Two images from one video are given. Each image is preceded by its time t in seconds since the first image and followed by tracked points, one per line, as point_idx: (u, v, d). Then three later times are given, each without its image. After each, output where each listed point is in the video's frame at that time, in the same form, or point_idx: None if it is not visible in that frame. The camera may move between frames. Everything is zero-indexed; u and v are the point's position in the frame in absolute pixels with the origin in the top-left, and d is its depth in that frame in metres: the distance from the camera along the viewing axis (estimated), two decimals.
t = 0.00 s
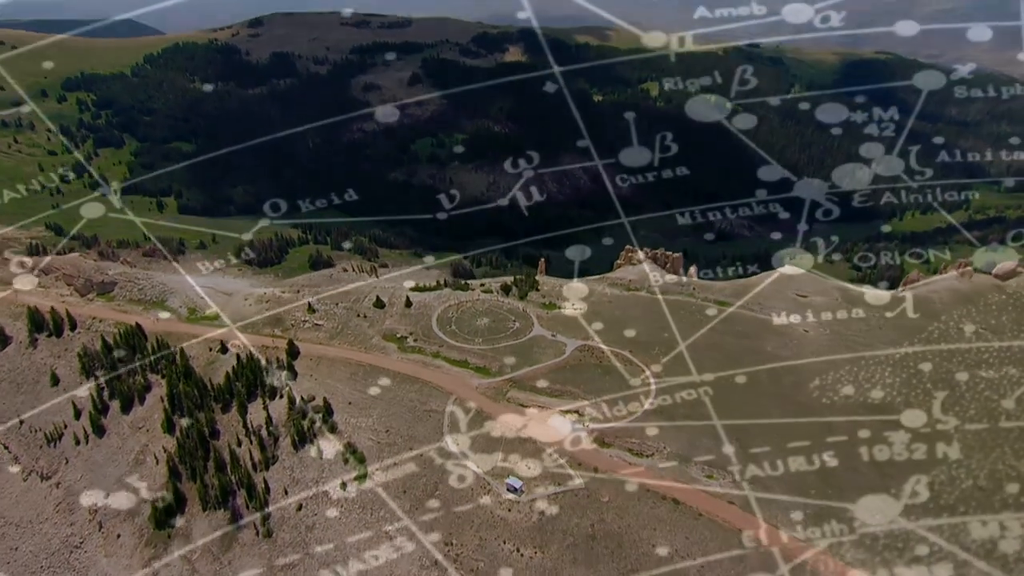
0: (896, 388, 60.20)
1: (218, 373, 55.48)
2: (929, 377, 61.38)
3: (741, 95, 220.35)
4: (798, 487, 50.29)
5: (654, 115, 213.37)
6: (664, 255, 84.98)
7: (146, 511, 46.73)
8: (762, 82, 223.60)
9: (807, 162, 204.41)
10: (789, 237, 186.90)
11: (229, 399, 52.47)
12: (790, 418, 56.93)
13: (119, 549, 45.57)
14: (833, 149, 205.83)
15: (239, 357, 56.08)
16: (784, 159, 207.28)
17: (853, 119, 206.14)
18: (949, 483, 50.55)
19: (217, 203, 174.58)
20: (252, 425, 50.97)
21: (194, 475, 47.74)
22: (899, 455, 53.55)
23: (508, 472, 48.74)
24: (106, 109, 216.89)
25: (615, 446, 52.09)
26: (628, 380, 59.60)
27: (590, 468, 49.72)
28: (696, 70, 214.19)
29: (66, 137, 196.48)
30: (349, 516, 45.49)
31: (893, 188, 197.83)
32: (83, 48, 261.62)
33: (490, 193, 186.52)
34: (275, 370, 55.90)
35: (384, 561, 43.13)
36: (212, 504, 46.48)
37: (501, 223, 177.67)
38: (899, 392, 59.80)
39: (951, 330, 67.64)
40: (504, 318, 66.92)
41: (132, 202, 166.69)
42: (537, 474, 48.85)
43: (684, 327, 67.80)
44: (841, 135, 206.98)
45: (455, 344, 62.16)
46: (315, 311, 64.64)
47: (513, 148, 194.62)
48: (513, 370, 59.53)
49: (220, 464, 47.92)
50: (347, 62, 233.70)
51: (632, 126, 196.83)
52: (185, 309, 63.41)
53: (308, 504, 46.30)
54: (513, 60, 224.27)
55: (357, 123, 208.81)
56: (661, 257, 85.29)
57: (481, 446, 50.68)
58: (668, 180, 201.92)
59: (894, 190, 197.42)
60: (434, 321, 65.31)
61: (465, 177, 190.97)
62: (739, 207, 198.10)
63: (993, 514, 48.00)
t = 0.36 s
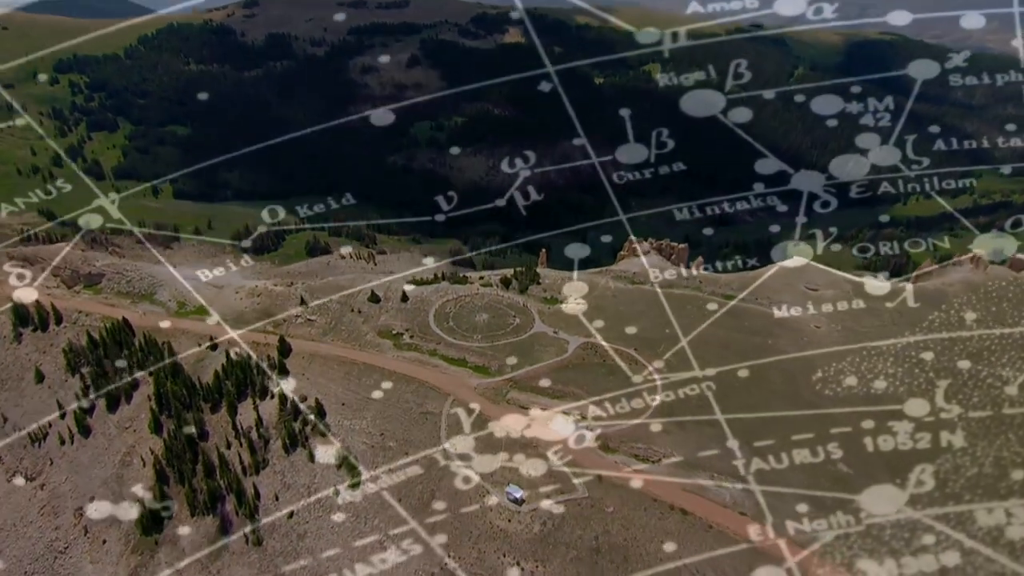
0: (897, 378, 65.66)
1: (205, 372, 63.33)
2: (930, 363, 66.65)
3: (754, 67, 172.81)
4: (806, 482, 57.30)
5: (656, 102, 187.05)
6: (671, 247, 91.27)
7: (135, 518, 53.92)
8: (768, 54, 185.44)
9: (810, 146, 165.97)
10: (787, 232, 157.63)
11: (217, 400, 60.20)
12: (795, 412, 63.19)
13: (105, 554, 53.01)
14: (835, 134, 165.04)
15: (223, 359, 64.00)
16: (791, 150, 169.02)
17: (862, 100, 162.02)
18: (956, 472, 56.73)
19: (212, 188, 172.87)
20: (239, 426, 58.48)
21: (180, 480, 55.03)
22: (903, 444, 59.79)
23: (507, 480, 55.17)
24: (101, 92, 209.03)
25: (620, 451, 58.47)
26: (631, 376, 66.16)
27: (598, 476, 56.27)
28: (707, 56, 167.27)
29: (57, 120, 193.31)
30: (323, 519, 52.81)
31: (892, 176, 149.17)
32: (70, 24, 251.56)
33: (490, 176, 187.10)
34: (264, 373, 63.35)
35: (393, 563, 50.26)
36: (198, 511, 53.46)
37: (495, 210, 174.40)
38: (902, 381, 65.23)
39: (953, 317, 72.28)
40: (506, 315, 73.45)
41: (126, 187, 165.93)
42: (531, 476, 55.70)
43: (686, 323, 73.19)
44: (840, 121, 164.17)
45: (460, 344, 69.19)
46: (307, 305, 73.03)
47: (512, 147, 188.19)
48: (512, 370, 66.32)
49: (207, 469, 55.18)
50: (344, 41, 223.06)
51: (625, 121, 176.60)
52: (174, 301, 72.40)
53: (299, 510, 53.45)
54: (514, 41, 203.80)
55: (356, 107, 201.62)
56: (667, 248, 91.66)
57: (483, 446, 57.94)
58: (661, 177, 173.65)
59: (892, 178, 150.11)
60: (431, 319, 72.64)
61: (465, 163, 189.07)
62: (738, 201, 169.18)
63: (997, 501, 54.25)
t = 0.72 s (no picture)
0: (898, 368, 78.47)
1: (196, 373, 75.97)
2: (930, 356, 79.54)
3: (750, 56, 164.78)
4: (821, 474, 69.38)
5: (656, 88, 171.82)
6: (681, 238, 101.80)
7: (124, 526, 65.41)
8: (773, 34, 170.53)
9: (819, 129, 147.26)
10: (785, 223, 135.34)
11: (209, 401, 72.81)
12: (800, 404, 75.45)
13: (94, 558, 64.61)
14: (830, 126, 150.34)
15: (212, 363, 76.22)
16: (800, 134, 148.92)
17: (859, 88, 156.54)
18: (962, 460, 69.93)
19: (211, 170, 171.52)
20: (231, 428, 70.75)
21: (171, 482, 67.12)
22: (907, 433, 72.68)
23: (508, 490, 65.83)
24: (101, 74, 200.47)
25: (629, 457, 69.12)
26: (633, 367, 77.86)
27: (607, 487, 66.47)
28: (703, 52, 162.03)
29: (55, 100, 190.10)
30: (319, 527, 63.82)
31: (889, 166, 143.25)
32: None
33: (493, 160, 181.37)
34: (253, 379, 74.78)
35: (404, 564, 61.24)
36: (190, 514, 65.15)
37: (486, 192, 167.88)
38: (903, 371, 78.07)
39: (954, 305, 85.81)
40: (512, 313, 84.49)
41: (126, 169, 166.74)
42: (536, 492, 65.70)
43: (687, 320, 84.27)
44: (836, 111, 149.53)
45: (462, 343, 80.41)
46: (304, 301, 86.37)
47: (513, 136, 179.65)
48: (518, 372, 77.10)
49: (200, 471, 66.98)
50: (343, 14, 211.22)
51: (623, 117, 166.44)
52: (167, 296, 86.27)
53: (295, 510, 64.97)
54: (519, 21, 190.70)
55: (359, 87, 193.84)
56: (677, 238, 102.26)
57: (487, 447, 69.32)
58: (659, 174, 158.70)
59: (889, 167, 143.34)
60: (432, 316, 84.09)
61: (468, 146, 183.83)
62: (735, 195, 152.28)
63: (999, 488, 67.55)
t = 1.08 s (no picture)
0: (901, 358, 76.74)
1: (186, 373, 75.90)
2: (932, 344, 77.80)
3: (751, 44, 155.12)
4: (824, 465, 68.43)
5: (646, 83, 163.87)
6: (689, 230, 99.83)
7: (112, 534, 65.63)
8: (786, 19, 162.88)
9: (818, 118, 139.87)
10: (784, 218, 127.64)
11: (199, 403, 72.81)
12: (802, 396, 73.89)
13: (81, 565, 64.86)
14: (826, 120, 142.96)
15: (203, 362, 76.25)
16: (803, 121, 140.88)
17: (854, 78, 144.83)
18: (967, 449, 68.91)
19: (208, 153, 169.49)
20: (221, 431, 70.55)
21: (160, 487, 67.28)
22: (911, 423, 71.38)
23: (511, 502, 64.52)
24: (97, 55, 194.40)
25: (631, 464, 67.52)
26: (634, 366, 76.21)
27: (612, 497, 65.14)
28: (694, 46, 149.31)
29: (50, 80, 186.65)
30: (311, 538, 63.46)
31: (885, 156, 134.52)
32: None
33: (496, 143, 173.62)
34: (244, 378, 74.45)
35: (411, 568, 61.21)
36: (178, 521, 65.20)
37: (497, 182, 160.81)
38: (905, 361, 76.41)
39: (954, 292, 83.60)
40: (514, 310, 82.62)
41: (124, 152, 164.95)
42: (540, 493, 65.07)
43: (686, 313, 82.43)
44: (831, 103, 141.46)
45: (461, 342, 78.68)
46: (298, 296, 85.01)
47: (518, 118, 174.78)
48: (519, 373, 75.52)
49: (189, 477, 67.15)
50: None
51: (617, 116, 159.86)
52: (159, 290, 86.44)
53: (286, 522, 64.49)
54: None
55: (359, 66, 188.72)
56: (684, 230, 100.17)
57: (487, 449, 68.40)
58: (656, 169, 149.75)
59: (885, 159, 134.21)
60: (432, 314, 82.38)
61: (470, 129, 177.42)
62: (731, 189, 140.52)
63: (1005, 475, 66.81)
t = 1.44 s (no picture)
0: (902, 348, 75.41)
1: (174, 373, 74.59)
2: (933, 333, 76.53)
3: (758, 25, 159.90)
4: (827, 457, 67.12)
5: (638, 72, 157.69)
6: (696, 222, 98.01)
7: (97, 542, 64.29)
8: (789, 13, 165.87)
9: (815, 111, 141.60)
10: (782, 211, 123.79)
11: (189, 405, 71.58)
12: (803, 388, 72.45)
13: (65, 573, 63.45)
14: (827, 110, 141.21)
15: (194, 362, 74.91)
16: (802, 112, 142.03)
17: (848, 69, 145.05)
18: (972, 438, 67.56)
19: (206, 138, 168.55)
20: (211, 434, 69.33)
21: (147, 493, 66.00)
22: (914, 412, 70.03)
23: (513, 515, 62.28)
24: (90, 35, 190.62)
25: (639, 478, 65.07)
26: (637, 364, 74.70)
27: (617, 512, 62.66)
28: (687, 42, 151.51)
29: (46, 63, 183.25)
30: (302, 551, 61.75)
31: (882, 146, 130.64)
32: None
33: (498, 126, 164.93)
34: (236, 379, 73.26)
35: (417, 569, 59.90)
36: (165, 530, 63.83)
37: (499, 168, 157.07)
38: (907, 351, 75.05)
39: (953, 281, 82.59)
40: (518, 310, 80.83)
41: (120, 135, 161.60)
42: (547, 492, 63.85)
43: (686, 309, 81.02)
44: (826, 94, 142.41)
45: (461, 343, 77.05)
46: (291, 293, 84.05)
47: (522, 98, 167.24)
48: (521, 377, 73.44)
49: (178, 485, 65.89)
50: None
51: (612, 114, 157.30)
52: (149, 285, 85.78)
53: (276, 536, 62.87)
54: None
55: (359, 50, 182.98)
56: (692, 221, 98.50)
57: (489, 449, 66.95)
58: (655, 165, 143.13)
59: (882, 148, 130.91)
60: (430, 313, 80.76)
61: (471, 111, 170.12)
62: (729, 182, 139.56)
63: (1011, 462, 65.55)
